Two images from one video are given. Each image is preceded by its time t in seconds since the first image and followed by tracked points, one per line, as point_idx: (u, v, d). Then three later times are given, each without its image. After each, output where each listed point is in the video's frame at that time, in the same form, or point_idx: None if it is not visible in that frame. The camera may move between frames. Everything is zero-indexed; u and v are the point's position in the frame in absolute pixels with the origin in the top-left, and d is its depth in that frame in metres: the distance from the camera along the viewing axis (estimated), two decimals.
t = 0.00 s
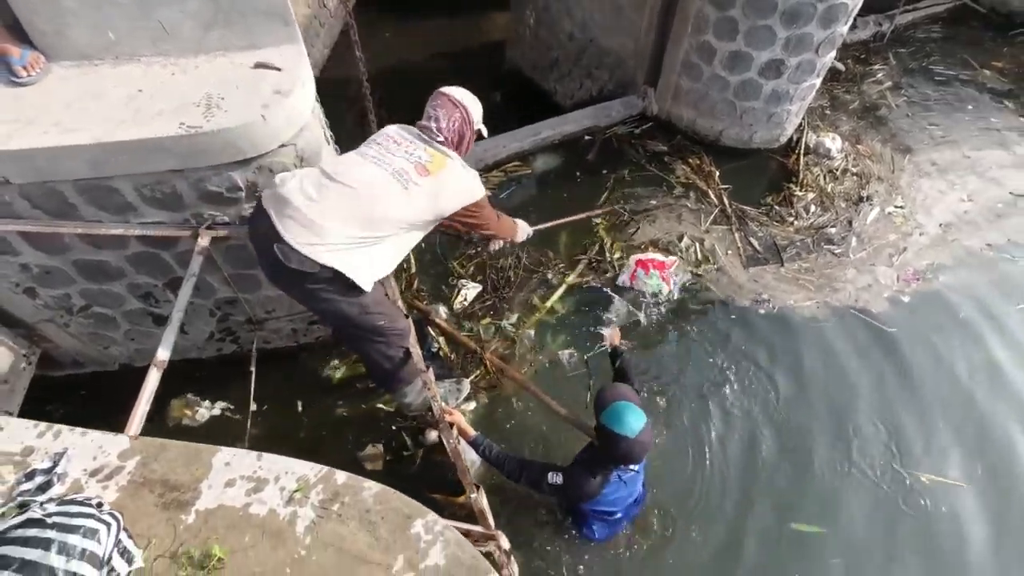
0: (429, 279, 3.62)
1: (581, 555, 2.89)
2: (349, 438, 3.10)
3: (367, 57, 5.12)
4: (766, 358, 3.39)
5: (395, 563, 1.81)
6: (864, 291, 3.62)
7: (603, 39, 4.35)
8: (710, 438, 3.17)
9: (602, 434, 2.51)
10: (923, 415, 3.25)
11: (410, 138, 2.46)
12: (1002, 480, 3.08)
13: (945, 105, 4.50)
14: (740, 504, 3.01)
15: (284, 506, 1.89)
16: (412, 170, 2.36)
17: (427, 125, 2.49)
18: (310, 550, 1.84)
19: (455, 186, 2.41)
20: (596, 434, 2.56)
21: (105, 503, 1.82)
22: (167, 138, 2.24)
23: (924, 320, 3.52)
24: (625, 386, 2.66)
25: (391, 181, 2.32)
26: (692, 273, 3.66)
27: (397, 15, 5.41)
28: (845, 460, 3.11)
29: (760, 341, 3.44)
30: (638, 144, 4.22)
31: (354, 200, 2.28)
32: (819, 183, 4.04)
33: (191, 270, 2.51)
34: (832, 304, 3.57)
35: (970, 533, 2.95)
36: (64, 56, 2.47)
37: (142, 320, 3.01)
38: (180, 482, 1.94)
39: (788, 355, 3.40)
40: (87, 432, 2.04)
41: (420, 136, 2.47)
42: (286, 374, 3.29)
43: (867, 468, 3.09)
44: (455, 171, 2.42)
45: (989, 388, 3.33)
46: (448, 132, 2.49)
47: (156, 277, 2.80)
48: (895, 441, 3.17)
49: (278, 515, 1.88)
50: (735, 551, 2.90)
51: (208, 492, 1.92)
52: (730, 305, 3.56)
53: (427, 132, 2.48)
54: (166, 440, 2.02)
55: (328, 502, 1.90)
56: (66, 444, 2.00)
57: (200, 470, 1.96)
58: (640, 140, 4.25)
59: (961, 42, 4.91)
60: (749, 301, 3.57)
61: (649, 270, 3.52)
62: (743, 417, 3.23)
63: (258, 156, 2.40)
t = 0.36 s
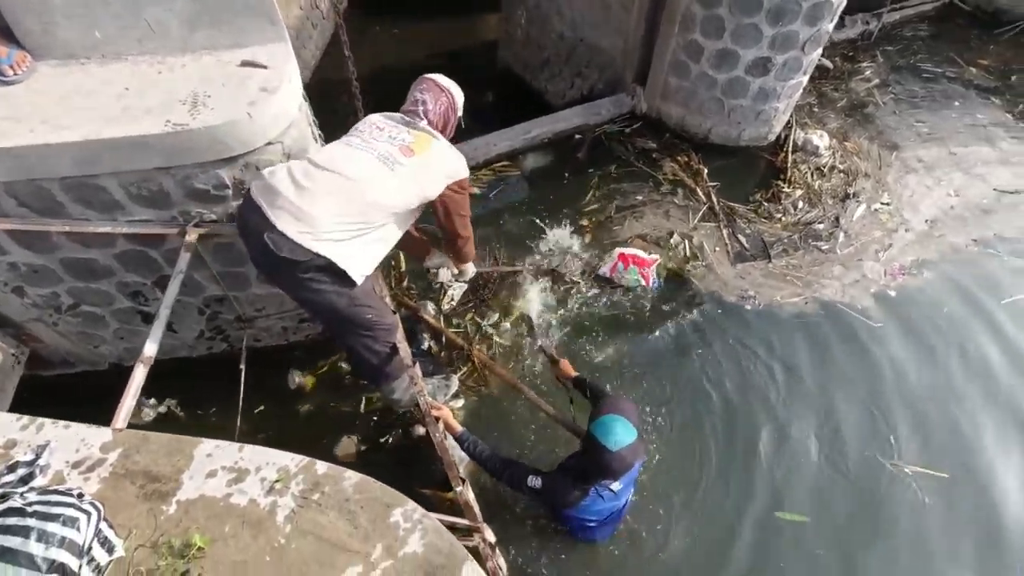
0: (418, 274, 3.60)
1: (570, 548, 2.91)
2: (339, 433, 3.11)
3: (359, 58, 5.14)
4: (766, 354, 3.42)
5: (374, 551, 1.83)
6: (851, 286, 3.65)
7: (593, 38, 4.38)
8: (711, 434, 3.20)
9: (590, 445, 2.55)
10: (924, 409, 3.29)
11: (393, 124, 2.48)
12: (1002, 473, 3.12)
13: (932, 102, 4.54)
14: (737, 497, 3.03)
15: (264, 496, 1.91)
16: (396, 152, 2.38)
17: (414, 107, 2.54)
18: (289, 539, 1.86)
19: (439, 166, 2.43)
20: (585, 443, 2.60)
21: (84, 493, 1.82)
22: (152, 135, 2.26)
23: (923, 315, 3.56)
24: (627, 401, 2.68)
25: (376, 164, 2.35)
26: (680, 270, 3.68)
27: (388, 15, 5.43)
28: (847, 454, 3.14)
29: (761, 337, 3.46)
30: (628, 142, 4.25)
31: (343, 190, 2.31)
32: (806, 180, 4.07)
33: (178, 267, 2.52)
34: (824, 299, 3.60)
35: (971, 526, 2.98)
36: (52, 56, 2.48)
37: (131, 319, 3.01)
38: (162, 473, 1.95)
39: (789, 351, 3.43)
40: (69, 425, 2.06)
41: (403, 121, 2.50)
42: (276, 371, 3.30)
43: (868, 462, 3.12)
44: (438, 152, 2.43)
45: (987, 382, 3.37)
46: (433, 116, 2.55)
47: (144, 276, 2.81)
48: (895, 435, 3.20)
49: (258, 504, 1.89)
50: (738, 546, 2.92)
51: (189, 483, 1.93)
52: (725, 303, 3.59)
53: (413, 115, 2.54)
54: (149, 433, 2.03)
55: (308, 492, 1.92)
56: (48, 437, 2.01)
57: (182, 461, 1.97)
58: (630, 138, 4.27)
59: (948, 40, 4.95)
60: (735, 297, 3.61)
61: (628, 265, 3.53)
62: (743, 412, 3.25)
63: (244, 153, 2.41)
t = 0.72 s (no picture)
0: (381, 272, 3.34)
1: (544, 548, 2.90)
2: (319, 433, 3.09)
3: (346, 58, 5.13)
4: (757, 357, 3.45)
5: (336, 548, 1.83)
6: (829, 287, 3.70)
7: (577, 40, 4.41)
8: (703, 438, 3.22)
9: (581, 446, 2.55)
10: (912, 411, 3.33)
11: (348, 109, 2.47)
12: (989, 474, 3.16)
13: (912, 107, 4.61)
14: (723, 499, 3.06)
15: (227, 493, 1.91)
16: (351, 138, 2.38)
17: (378, 81, 2.49)
18: (251, 536, 1.85)
19: (396, 148, 2.40)
20: (577, 444, 2.61)
21: (42, 492, 1.79)
22: (124, 132, 2.24)
23: (910, 318, 3.61)
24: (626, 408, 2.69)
25: (332, 154, 2.35)
26: (661, 272, 3.71)
27: (375, 15, 5.42)
28: (836, 456, 3.18)
29: (752, 341, 3.49)
30: (611, 143, 4.27)
31: (302, 187, 2.32)
32: (787, 182, 4.11)
33: (151, 266, 2.50)
34: (803, 300, 3.64)
35: (959, 526, 3.02)
36: (26, 51, 2.46)
37: (107, 318, 2.98)
38: (124, 470, 1.94)
39: (780, 354, 3.46)
40: (29, 423, 2.04)
41: (359, 105, 2.47)
42: (255, 370, 3.28)
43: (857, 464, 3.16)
44: (394, 134, 2.40)
45: (975, 384, 3.42)
46: (396, 90, 2.49)
47: (119, 275, 2.79)
48: (884, 436, 3.24)
49: (221, 502, 1.89)
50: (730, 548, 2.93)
51: (151, 480, 1.92)
52: (713, 306, 3.61)
53: (377, 90, 2.49)
54: (112, 432, 2.02)
55: (272, 489, 1.92)
56: (8, 434, 1.99)
57: (145, 458, 1.96)
58: (613, 140, 4.29)
59: (928, 46, 5.03)
60: (713, 297, 3.64)
61: (602, 255, 3.61)
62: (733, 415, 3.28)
63: (219, 152, 2.40)
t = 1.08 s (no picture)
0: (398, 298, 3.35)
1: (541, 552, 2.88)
2: (313, 436, 3.08)
3: (343, 58, 5.12)
4: (764, 362, 3.44)
5: (329, 550, 1.82)
6: (825, 290, 3.70)
7: (575, 42, 4.41)
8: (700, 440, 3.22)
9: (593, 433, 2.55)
10: (920, 416, 3.33)
11: (369, 148, 2.47)
12: (998, 478, 3.17)
13: (908, 111, 4.62)
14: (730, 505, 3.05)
15: (220, 494, 1.89)
16: (369, 178, 2.39)
17: (397, 131, 2.58)
18: (244, 538, 1.84)
19: (409, 200, 2.45)
20: (590, 435, 2.60)
21: (33, 492, 1.79)
22: (120, 132, 2.24)
23: (916, 322, 3.61)
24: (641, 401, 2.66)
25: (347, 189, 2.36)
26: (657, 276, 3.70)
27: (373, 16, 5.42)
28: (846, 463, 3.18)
29: (759, 346, 3.49)
30: (608, 146, 4.27)
31: (313, 207, 2.32)
32: (784, 186, 4.12)
33: (146, 266, 2.49)
34: (798, 302, 3.65)
35: (968, 532, 3.04)
36: (21, 49, 2.45)
37: (101, 318, 2.96)
38: (117, 471, 1.93)
39: (788, 360, 3.45)
40: (21, 422, 2.02)
41: (380, 148, 2.49)
42: (252, 371, 3.28)
43: (866, 470, 3.16)
44: (410, 188, 2.45)
45: (981, 388, 3.42)
46: (414, 143, 2.59)
47: (114, 274, 2.78)
48: (892, 442, 3.25)
49: (213, 503, 1.88)
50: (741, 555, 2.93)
51: (144, 481, 1.91)
52: (714, 311, 3.60)
53: (394, 138, 2.57)
54: (104, 432, 2.00)
55: (265, 491, 1.91)
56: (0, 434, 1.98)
57: (137, 459, 1.95)
58: (611, 142, 4.29)
59: (924, 52, 5.05)
60: (708, 300, 3.64)
61: (590, 250, 3.66)
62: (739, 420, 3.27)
63: (215, 152, 2.40)
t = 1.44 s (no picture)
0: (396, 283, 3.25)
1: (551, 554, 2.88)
2: (328, 438, 3.10)
3: (355, 63, 5.16)
4: (779, 369, 3.42)
5: (348, 553, 1.83)
6: (837, 295, 3.68)
7: (585, 47, 4.43)
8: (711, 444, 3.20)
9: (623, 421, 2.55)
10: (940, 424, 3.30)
11: (374, 126, 2.44)
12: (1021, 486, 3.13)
13: (921, 115, 4.59)
14: (749, 514, 3.01)
15: (240, 496, 1.91)
16: (376, 157, 2.38)
17: (409, 103, 2.53)
18: (264, 539, 1.85)
19: (420, 172, 2.40)
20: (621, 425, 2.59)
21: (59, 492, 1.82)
22: (140, 137, 2.27)
23: (932, 328, 3.58)
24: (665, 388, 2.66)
25: (355, 172, 2.35)
26: (669, 280, 3.70)
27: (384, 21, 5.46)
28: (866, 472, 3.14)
29: (773, 353, 3.46)
30: (619, 149, 4.27)
31: (323, 202, 2.33)
32: (796, 190, 4.10)
33: (165, 269, 2.52)
34: (810, 307, 3.63)
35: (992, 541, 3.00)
36: (44, 57, 2.50)
37: (119, 320, 3.00)
38: (139, 472, 1.95)
39: (804, 367, 3.42)
40: (45, 424, 2.06)
41: (385, 125, 2.45)
42: (266, 373, 3.30)
43: (887, 479, 3.12)
44: (418, 159, 2.40)
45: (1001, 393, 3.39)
46: (425, 115, 2.54)
47: (133, 277, 2.81)
48: (912, 450, 3.21)
49: (234, 505, 1.90)
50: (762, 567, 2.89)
51: (165, 482, 1.94)
52: (725, 315, 3.59)
53: (406, 110, 2.52)
54: (126, 433, 2.03)
55: (284, 493, 1.92)
56: (25, 435, 2.01)
57: (159, 460, 1.97)
58: (622, 145, 4.29)
59: (937, 55, 5.01)
60: (719, 304, 3.63)
61: (594, 249, 3.67)
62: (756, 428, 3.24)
63: (233, 157, 2.43)
